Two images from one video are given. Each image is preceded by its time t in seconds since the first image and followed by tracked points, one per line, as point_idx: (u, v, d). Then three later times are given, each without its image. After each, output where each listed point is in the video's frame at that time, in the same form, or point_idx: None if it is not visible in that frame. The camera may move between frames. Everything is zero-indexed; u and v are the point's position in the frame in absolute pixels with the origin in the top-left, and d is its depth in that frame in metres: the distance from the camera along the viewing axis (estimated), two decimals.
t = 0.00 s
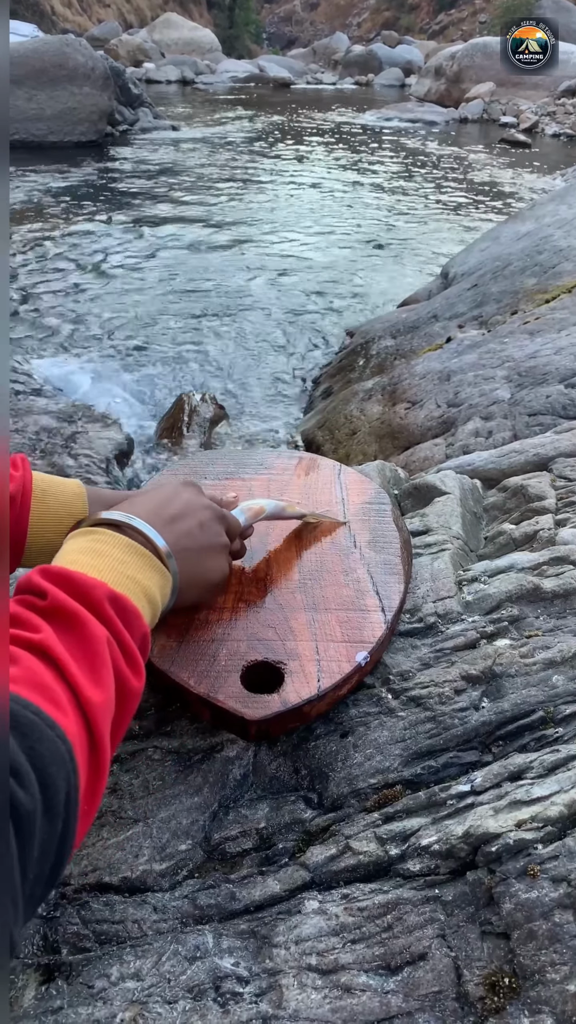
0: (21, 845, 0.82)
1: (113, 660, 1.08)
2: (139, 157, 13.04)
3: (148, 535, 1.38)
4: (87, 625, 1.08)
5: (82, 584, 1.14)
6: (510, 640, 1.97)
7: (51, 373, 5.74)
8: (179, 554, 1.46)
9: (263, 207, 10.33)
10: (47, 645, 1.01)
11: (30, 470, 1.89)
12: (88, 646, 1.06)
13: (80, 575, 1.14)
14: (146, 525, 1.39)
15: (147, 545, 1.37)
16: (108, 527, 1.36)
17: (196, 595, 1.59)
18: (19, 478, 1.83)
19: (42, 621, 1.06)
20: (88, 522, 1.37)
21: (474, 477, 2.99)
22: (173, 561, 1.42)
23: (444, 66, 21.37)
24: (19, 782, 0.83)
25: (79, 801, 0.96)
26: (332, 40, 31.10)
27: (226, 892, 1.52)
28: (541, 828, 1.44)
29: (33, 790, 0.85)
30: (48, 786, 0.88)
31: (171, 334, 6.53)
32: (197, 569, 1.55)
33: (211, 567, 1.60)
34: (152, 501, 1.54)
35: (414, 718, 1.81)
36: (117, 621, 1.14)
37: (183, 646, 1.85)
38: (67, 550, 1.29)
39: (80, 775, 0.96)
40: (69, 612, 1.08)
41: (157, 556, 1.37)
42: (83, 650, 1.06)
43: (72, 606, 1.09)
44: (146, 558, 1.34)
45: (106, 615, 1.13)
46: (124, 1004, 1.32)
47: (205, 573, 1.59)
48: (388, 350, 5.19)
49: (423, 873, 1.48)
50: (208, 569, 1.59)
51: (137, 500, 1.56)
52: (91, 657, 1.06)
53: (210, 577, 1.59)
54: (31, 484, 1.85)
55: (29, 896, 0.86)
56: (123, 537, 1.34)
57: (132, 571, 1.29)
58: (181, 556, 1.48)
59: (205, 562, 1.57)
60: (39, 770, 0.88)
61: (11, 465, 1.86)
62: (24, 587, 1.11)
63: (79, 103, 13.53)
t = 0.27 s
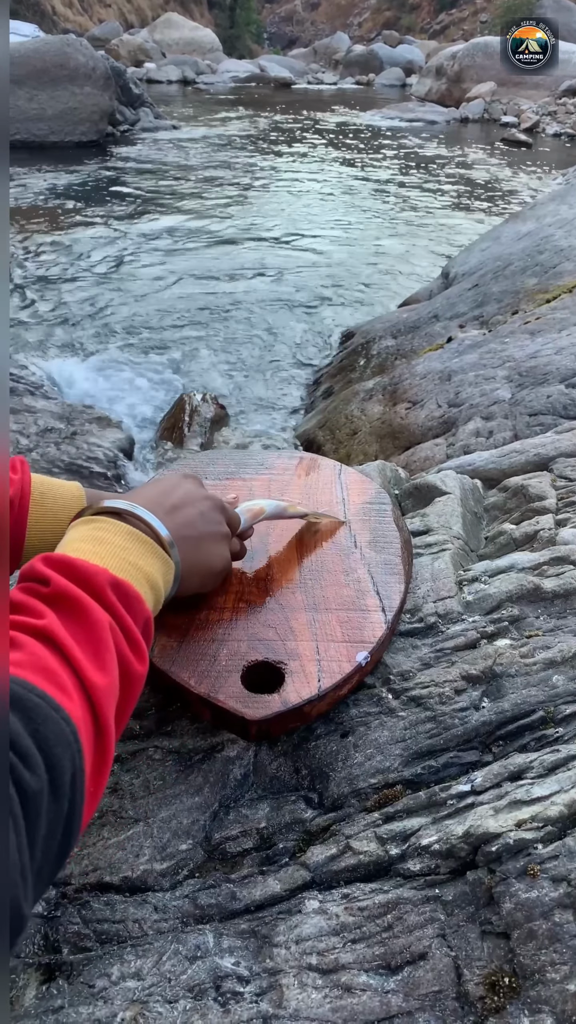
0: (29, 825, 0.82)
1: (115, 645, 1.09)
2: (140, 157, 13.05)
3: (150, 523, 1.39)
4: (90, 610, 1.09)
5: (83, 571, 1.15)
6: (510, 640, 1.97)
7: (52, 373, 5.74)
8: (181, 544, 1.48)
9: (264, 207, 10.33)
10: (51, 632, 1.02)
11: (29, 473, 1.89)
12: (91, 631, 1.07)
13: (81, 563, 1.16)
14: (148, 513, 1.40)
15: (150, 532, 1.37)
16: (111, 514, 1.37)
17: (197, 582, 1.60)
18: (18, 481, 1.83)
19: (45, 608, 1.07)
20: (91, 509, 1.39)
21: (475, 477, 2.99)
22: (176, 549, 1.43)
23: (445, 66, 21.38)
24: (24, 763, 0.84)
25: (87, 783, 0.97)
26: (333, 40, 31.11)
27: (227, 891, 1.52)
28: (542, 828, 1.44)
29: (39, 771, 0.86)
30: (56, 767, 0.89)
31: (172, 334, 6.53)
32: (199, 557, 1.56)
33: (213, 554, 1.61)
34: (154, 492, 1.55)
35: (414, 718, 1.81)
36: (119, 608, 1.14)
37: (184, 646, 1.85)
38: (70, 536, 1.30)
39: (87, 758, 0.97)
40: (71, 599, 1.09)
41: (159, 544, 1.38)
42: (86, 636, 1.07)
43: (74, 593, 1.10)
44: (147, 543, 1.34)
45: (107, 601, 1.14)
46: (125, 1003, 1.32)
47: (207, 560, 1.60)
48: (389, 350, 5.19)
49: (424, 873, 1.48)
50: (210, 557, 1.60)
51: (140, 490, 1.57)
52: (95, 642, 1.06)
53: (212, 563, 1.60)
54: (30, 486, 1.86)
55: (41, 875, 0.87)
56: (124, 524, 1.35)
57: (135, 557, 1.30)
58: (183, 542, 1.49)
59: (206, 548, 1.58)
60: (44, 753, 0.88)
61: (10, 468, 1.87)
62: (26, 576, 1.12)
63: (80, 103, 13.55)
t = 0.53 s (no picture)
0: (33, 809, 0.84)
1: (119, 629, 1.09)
2: (139, 157, 13.04)
3: (152, 512, 1.38)
4: (92, 594, 1.09)
5: (84, 556, 1.14)
6: (510, 639, 1.97)
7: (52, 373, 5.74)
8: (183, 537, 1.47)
9: (264, 206, 10.33)
10: (55, 616, 1.03)
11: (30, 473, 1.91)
12: (94, 615, 1.07)
13: (83, 548, 1.15)
14: (150, 502, 1.40)
15: (150, 522, 1.37)
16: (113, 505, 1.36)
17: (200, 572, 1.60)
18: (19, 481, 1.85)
19: (48, 593, 1.07)
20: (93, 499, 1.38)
21: (475, 477, 2.99)
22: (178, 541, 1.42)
23: (445, 65, 21.38)
24: (27, 748, 0.85)
25: (93, 764, 0.98)
26: (333, 40, 31.11)
27: (228, 890, 1.53)
28: (542, 827, 1.45)
29: (43, 755, 0.87)
30: (61, 750, 0.90)
31: (172, 334, 6.53)
32: (200, 549, 1.56)
33: (214, 542, 1.60)
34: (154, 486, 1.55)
35: (415, 717, 1.82)
36: (121, 593, 1.14)
37: (186, 647, 1.86)
38: (73, 527, 1.30)
39: (93, 741, 0.98)
40: (74, 584, 1.09)
41: (161, 533, 1.37)
42: (90, 620, 1.07)
43: (76, 578, 1.09)
44: (145, 531, 1.34)
45: (109, 585, 1.14)
46: (126, 1002, 1.32)
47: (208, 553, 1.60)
48: (390, 350, 5.19)
49: (424, 872, 1.48)
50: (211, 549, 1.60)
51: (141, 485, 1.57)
52: (99, 626, 1.07)
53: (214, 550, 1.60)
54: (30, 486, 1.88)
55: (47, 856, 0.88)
56: (124, 515, 1.34)
57: (137, 545, 1.30)
58: (184, 533, 1.48)
59: (207, 539, 1.58)
60: (50, 735, 0.90)
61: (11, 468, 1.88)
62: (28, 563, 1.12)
63: (80, 103, 13.56)
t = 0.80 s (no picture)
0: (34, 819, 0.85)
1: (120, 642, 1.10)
2: (139, 155, 13.03)
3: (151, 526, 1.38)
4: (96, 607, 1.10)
5: (88, 572, 1.14)
6: (510, 638, 1.97)
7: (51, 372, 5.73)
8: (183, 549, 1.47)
9: (263, 205, 10.33)
10: (56, 629, 1.03)
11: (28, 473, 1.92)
12: (98, 629, 1.08)
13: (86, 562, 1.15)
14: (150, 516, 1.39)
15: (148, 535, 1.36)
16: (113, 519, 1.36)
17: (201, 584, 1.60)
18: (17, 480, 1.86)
19: (51, 606, 1.08)
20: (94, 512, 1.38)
21: (475, 475, 2.99)
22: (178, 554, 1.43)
23: (444, 64, 21.37)
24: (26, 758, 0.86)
25: (92, 776, 0.99)
26: (332, 39, 31.10)
27: (228, 890, 1.52)
28: (542, 826, 1.44)
29: (42, 767, 0.88)
30: (61, 762, 0.91)
31: (172, 333, 6.53)
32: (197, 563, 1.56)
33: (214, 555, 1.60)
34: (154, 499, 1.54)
35: (415, 716, 1.81)
36: (124, 606, 1.14)
37: (185, 646, 1.85)
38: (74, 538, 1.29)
39: (94, 752, 0.99)
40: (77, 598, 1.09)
41: (161, 546, 1.37)
42: (91, 633, 1.07)
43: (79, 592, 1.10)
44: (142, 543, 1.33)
45: (111, 600, 1.14)
46: (126, 1002, 1.32)
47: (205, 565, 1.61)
48: (389, 349, 5.19)
49: (424, 870, 1.48)
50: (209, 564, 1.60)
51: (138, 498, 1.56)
52: (101, 639, 1.07)
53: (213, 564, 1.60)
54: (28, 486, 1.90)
55: (45, 865, 0.90)
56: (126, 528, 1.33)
57: (138, 559, 1.29)
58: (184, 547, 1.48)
59: (207, 552, 1.58)
60: (50, 748, 0.90)
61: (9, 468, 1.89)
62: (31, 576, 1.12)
63: (80, 102, 13.55)
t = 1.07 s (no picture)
0: (149, 722, 0.90)
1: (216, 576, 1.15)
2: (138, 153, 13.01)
3: (224, 477, 1.39)
4: (188, 544, 1.15)
5: (177, 516, 1.20)
6: (511, 636, 1.96)
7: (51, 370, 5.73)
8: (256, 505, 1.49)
9: (263, 203, 10.31)
10: (151, 566, 1.09)
11: (26, 470, 1.95)
12: (193, 564, 1.14)
13: (175, 507, 1.21)
14: (221, 469, 1.41)
15: (224, 486, 1.38)
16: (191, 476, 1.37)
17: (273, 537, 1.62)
18: (15, 477, 1.89)
19: (145, 549, 1.14)
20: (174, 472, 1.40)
21: (475, 474, 2.98)
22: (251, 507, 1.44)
23: (444, 62, 21.35)
24: (133, 666, 0.92)
25: (206, 694, 1.04)
26: (332, 37, 31.08)
27: (228, 888, 1.52)
28: (543, 824, 1.44)
29: (152, 675, 0.93)
30: (171, 672, 0.96)
31: (171, 331, 6.51)
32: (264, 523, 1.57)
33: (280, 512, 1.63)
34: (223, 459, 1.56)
35: (415, 714, 1.81)
36: (216, 544, 1.20)
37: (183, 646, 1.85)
38: (159, 494, 1.33)
39: (204, 670, 1.03)
40: (169, 539, 1.15)
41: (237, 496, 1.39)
42: (187, 568, 1.13)
43: (170, 532, 1.16)
44: (219, 495, 1.34)
45: (204, 539, 1.20)
46: (125, 1001, 1.32)
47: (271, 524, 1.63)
48: (389, 347, 5.19)
49: (425, 869, 1.48)
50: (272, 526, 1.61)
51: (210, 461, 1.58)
52: (198, 572, 1.13)
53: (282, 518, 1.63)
54: (25, 484, 1.93)
55: (172, 771, 0.94)
56: (201, 482, 1.35)
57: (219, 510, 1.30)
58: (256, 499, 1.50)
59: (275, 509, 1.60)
60: (159, 659, 0.96)
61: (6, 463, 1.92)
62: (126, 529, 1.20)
63: (78, 100, 13.54)
